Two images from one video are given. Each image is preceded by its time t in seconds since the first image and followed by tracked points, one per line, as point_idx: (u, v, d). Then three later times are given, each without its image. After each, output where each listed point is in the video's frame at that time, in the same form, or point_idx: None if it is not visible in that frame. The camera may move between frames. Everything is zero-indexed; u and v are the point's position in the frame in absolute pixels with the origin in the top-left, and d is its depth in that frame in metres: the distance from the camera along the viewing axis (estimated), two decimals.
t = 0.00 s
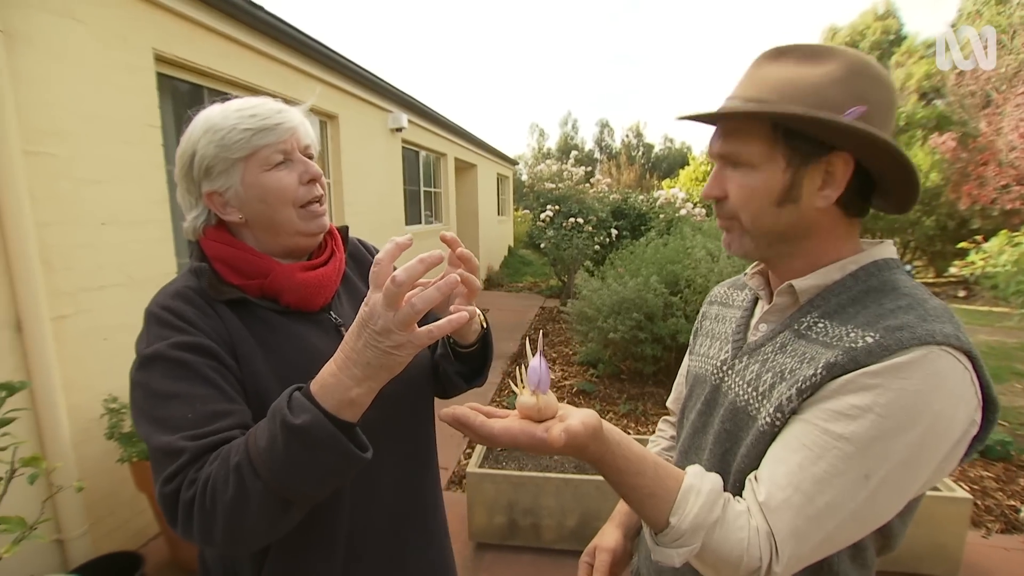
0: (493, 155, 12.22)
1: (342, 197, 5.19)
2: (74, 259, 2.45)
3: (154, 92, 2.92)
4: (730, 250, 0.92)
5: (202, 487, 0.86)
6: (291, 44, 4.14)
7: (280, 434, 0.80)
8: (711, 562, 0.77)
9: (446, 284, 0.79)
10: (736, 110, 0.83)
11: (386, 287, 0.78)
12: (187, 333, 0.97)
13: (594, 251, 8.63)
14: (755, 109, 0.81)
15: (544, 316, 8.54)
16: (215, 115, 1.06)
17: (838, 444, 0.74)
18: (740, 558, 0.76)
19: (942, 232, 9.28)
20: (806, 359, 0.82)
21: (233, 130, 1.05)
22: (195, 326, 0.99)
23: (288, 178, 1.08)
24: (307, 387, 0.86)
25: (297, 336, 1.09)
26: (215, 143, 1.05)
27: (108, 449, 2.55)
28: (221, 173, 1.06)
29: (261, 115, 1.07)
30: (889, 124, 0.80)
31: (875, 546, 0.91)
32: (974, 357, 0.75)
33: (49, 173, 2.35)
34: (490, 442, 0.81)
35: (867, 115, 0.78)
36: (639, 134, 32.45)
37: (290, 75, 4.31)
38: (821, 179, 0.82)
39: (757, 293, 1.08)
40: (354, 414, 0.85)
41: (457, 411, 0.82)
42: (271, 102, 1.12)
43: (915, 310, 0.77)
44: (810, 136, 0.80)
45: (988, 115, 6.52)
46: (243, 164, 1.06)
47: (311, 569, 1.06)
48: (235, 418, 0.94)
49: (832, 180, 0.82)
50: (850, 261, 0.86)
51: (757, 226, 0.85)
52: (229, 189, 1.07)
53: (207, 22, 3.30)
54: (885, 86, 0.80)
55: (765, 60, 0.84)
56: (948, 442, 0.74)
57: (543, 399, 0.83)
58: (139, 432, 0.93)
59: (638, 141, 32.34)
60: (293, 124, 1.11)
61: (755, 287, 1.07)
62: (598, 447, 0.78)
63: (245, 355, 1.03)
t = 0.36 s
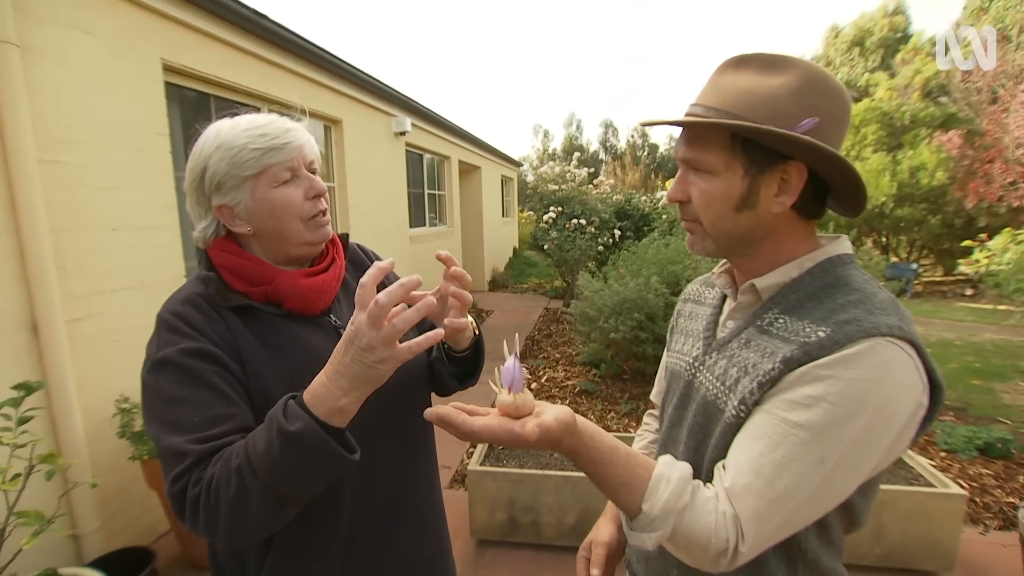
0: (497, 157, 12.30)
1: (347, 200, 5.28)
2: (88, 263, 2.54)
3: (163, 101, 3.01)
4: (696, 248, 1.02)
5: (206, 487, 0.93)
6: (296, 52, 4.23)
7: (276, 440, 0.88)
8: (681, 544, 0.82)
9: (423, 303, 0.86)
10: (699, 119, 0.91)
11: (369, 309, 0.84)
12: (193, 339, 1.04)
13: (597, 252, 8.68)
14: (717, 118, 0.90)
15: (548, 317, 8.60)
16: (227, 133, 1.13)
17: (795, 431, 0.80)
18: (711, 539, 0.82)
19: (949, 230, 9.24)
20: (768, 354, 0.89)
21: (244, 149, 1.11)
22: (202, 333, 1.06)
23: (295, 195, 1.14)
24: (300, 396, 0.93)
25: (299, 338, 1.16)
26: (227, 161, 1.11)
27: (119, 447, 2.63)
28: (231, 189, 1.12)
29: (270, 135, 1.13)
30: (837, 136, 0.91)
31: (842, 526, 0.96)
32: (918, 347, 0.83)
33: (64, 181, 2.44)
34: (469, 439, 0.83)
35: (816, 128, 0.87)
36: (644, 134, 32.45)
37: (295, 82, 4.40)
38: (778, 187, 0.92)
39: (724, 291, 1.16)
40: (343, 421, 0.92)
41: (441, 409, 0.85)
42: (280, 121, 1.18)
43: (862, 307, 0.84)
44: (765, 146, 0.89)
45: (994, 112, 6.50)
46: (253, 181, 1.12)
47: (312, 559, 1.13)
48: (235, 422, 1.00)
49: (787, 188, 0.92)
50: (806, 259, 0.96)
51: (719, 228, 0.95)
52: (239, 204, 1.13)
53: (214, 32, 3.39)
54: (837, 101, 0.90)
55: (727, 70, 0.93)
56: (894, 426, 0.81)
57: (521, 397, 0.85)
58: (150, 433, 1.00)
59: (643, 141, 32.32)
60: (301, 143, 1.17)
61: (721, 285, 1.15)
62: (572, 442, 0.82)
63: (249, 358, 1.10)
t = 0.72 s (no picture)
0: (503, 146, 12.32)
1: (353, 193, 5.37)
2: (107, 260, 2.66)
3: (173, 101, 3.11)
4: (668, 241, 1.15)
5: (218, 460, 1.04)
6: (301, 49, 4.30)
7: (280, 418, 0.98)
8: (653, 503, 0.92)
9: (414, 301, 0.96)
10: (657, 128, 1.04)
11: (365, 303, 0.94)
12: (212, 324, 1.13)
13: (603, 240, 8.72)
14: (673, 126, 1.02)
15: (555, 305, 8.68)
16: (239, 143, 1.19)
17: (753, 402, 0.91)
18: (679, 499, 0.91)
19: (961, 212, 9.14)
20: (731, 332, 1.00)
21: (250, 161, 1.17)
22: (221, 318, 1.15)
23: (294, 207, 1.20)
24: (302, 378, 1.03)
25: (309, 323, 1.24)
26: (236, 170, 1.18)
27: (141, 435, 2.77)
28: (239, 196, 1.21)
29: (276, 149, 1.18)
30: (785, 130, 1.02)
31: (805, 490, 1.07)
32: (863, 323, 0.94)
33: (82, 182, 2.55)
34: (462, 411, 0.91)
35: (764, 127, 0.99)
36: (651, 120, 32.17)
37: (301, 78, 4.48)
38: (733, 184, 1.04)
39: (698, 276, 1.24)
40: (341, 402, 1.01)
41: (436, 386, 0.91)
42: (289, 131, 1.22)
43: (814, 288, 0.95)
44: (720, 149, 1.00)
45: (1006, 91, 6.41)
46: (259, 192, 1.20)
47: (323, 525, 1.23)
48: (247, 402, 1.10)
49: (742, 185, 1.04)
50: (768, 244, 1.07)
51: (684, 223, 1.07)
52: (248, 210, 1.21)
53: (220, 32, 3.48)
54: (782, 100, 1.01)
55: (681, 79, 1.05)
56: (840, 394, 0.92)
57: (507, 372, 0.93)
58: (172, 409, 1.10)
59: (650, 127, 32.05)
60: (305, 155, 1.21)
61: (694, 271, 1.23)
62: (552, 412, 0.91)
63: (264, 341, 1.19)
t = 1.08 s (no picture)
0: (509, 141, 12.32)
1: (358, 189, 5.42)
2: (115, 256, 2.74)
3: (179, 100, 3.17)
4: (654, 239, 1.11)
5: (216, 448, 1.10)
6: (306, 46, 4.35)
7: (278, 418, 1.04)
8: (626, 487, 0.96)
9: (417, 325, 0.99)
10: (641, 125, 1.01)
11: (368, 322, 0.97)
12: (212, 316, 1.18)
13: (609, 235, 8.72)
14: (659, 122, 0.99)
15: (561, 300, 8.71)
16: (237, 149, 1.22)
17: (722, 390, 0.95)
18: (650, 483, 0.95)
19: (973, 204, 9.03)
20: (704, 323, 1.04)
21: (251, 167, 1.20)
22: (219, 311, 1.20)
23: (296, 207, 1.24)
24: (300, 381, 1.09)
25: (306, 318, 1.28)
26: (237, 175, 1.21)
27: (151, 426, 2.85)
28: (241, 201, 1.24)
29: (274, 154, 1.21)
30: (760, 119, 1.04)
31: (779, 477, 1.11)
32: (829, 313, 0.98)
33: (91, 179, 2.63)
34: (441, 399, 0.95)
35: (744, 118, 0.99)
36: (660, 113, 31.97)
37: (306, 75, 4.53)
38: (719, 176, 1.03)
39: (676, 270, 1.29)
40: (336, 407, 1.07)
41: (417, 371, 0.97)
42: (286, 134, 1.26)
43: (782, 280, 1.00)
44: (706, 141, 0.99)
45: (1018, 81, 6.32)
46: (259, 196, 1.23)
47: (316, 510, 1.29)
48: (244, 392, 1.15)
49: (727, 177, 1.04)
50: (742, 237, 1.10)
51: (672, 219, 1.05)
52: (249, 212, 1.25)
53: (225, 31, 3.53)
54: (754, 91, 1.03)
55: (656, 77, 1.04)
56: (806, 382, 0.96)
57: (485, 362, 0.98)
58: (174, 397, 1.16)
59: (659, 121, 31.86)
60: (304, 157, 1.26)
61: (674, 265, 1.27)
62: (529, 399, 0.95)
63: (260, 333, 1.23)
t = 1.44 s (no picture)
0: (535, 136, 12.29)
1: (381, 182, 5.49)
2: (141, 243, 2.83)
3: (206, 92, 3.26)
4: (651, 243, 1.11)
5: (214, 439, 1.13)
6: (331, 40, 4.42)
7: (270, 405, 1.07)
8: (610, 493, 0.95)
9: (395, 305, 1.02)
10: (636, 128, 1.03)
11: (349, 302, 1.01)
12: (213, 311, 1.22)
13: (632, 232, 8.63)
14: (654, 125, 1.01)
15: (582, 297, 8.67)
16: (240, 141, 1.25)
17: (709, 398, 0.93)
18: (634, 490, 0.94)
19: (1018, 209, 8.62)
20: (696, 329, 1.03)
21: (254, 157, 1.23)
22: (220, 305, 1.23)
23: (303, 193, 1.27)
24: (290, 368, 1.11)
25: (306, 313, 1.31)
26: (240, 167, 1.23)
27: (172, 409, 2.95)
28: (247, 192, 1.25)
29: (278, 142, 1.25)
30: (759, 121, 1.05)
31: (772, 490, 1.08)
32: (823, 323, 0.97)
33: (120, 169, 2.72)
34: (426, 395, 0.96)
35: (741, 120, 1.00)
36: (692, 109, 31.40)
37: (332, 69, 4.60)
38: (715, 180, 1.03)
39: (671, 274, 1.28)
40: (325, 392, 1.09)
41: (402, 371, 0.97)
42: (285, 125, 1.30)
43: (774, 287, 0.99)
44: (700, 144, 1.00)
45: None
46: (265, 186, 1.25)
47: (313, 499, 1.31)
48: (241, 385, 1.19)
49: (722, 180, 1.04)
50: (739, 241, 1.09)
51: (669, 223, 1.05)
52: (256, 205, 1.26)
53: (252, 25, 3.61)
54: (752, 92, 1.04)
55: (651, 79, 1.06)
56: (797, 392, 0.94)
57: (471, 361, 1.00)
58: (175, 390, 1.20)
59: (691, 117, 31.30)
60: (305, 145, 1.29)
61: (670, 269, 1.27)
62: (513, 400, 0.96)
63: (259, 327, 1.27)
